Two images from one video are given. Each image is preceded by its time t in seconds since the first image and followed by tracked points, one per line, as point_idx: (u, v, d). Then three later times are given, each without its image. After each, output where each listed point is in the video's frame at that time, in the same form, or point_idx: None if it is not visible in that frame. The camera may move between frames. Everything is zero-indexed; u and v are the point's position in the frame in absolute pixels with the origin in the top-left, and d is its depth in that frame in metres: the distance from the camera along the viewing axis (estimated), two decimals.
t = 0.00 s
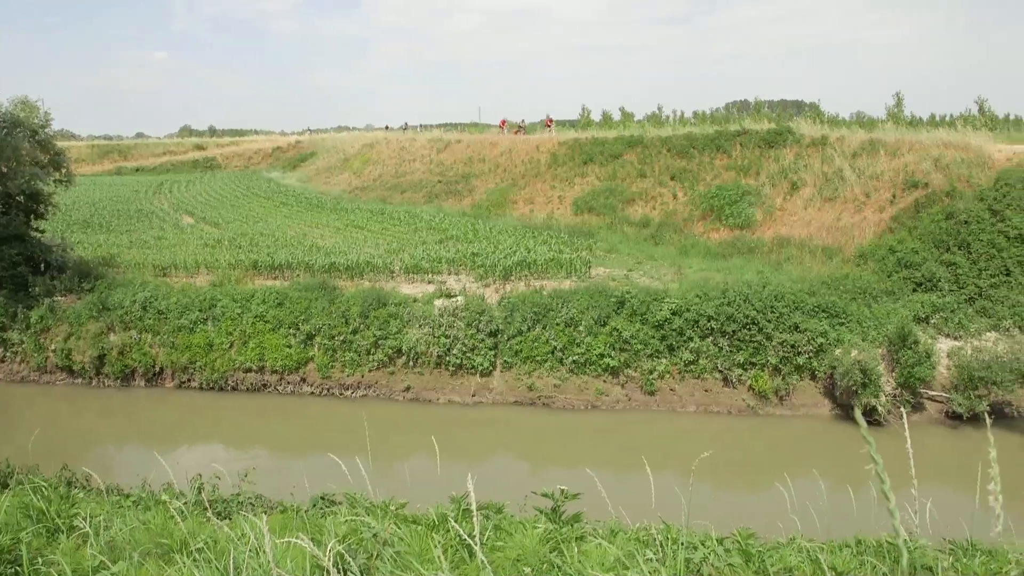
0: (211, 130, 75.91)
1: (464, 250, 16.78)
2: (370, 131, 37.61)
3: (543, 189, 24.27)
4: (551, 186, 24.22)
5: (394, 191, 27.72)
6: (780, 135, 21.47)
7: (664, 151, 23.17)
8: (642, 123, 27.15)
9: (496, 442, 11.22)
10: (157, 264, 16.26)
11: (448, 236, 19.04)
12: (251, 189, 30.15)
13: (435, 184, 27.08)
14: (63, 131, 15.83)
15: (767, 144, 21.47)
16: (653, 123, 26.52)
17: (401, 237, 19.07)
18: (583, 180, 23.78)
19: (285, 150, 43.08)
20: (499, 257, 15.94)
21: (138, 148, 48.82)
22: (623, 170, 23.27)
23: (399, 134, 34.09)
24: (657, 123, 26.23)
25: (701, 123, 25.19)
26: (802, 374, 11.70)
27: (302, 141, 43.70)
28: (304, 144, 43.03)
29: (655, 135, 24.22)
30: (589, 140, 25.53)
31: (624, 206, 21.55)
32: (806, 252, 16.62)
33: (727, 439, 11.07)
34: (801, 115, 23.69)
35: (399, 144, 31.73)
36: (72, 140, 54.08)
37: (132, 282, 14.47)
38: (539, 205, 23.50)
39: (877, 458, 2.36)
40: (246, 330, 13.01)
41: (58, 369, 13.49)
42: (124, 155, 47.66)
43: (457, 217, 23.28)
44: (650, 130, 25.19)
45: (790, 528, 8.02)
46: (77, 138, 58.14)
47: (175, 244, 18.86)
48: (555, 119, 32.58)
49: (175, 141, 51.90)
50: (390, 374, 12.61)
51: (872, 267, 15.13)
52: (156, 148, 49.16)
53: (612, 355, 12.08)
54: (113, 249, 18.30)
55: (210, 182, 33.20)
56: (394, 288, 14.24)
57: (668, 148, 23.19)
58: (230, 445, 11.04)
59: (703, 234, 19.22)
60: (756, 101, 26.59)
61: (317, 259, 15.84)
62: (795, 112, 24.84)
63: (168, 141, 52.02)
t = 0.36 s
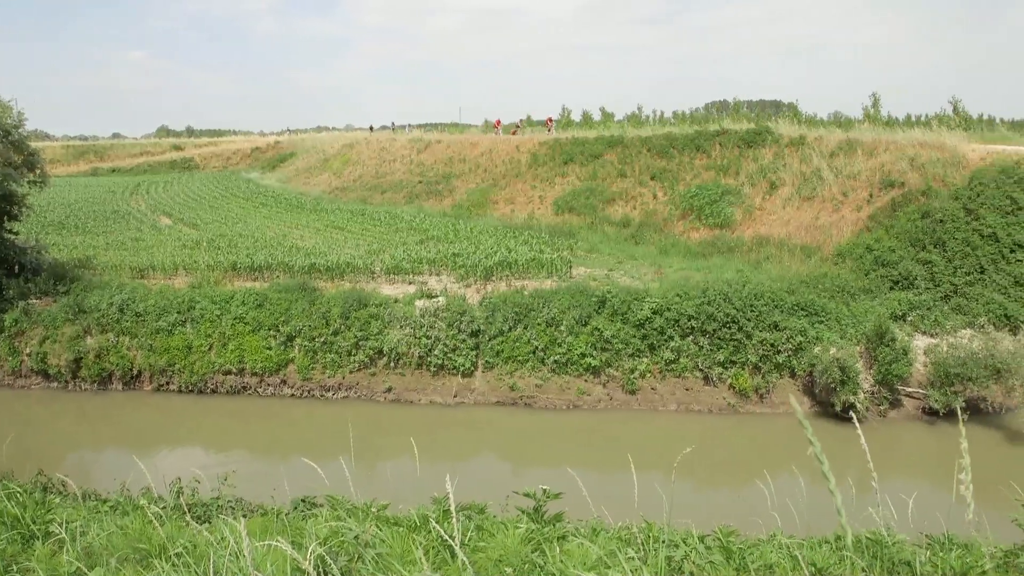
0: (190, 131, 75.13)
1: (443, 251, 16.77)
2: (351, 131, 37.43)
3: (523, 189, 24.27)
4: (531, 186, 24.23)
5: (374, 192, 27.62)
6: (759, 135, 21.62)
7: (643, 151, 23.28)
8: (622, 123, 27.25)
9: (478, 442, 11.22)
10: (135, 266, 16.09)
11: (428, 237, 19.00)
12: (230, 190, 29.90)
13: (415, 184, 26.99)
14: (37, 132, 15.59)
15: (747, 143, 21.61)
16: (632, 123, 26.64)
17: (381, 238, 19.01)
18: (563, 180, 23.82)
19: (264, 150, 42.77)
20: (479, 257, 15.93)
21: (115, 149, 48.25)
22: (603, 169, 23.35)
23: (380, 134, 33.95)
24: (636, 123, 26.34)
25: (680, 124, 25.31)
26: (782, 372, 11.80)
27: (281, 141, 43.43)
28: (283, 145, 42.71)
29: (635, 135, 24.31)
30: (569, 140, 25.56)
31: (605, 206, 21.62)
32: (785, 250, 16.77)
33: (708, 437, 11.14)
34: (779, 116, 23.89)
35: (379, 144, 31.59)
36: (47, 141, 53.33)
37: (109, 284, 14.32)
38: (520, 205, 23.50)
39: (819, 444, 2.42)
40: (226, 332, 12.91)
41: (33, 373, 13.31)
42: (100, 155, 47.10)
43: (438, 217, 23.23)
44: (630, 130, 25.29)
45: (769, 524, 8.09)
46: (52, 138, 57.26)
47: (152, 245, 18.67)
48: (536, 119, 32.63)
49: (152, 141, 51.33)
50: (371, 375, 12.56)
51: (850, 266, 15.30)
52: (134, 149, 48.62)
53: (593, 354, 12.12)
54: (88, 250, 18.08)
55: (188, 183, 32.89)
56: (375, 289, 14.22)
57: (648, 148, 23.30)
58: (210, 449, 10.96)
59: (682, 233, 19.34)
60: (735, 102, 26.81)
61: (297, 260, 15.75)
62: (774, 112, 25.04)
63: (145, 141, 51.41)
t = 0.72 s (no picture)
0: (165, 130, 74.17)
1: (422, 251, 16.74)
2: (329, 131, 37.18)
3: (502, 189, 24.24)
4: (509, 186, 24.21)
5: (352, 192, 27.47)
6: (736, 135, 21.78)
7: (622, 151, 23.38)
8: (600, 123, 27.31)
9: (459, 442, 11.21)
10: (108, 269, 15.88)
11: (407, 237, 18.93)
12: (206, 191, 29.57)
13: (394, 184, 26.85)
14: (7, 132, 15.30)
15: (724, 143, 21.76)
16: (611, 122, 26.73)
17: (359, 239, 18.93)
18: (542, 180, 23.83)
19: (240, 150, 42.33)
20: (458, 257, 15.92)
21: (87, 149, 47.54)
22: (582, 169, 23.40)
23: (358, 134, 33.76)
24: (614, 123, 26.44)
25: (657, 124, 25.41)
26: (760, 370, 11.90)
27: (258, 142, 43.04)
28: (259, 145, 42.30)
29: (613, 135, 24.39)
30: (547, 140, 25.58)
31: (583, 206, 21.67)
32: (762, 249, 16.91)
33: (688, 436, 11.19)
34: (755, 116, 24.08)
35: (357, 144, 31.40)
36: (18, 141, 52.42)
37: (82, 287, 14.14)
38: (499, 205, 23.47)
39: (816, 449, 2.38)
40: (203, 335, 12.82)
41: (5, 378, 13.08)
42: (73, 156, 46.38)
43: (417, 217, 23.14)
44: (608, 130, 25.38)
45: (748, 522, 8.14)
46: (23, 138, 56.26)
47: (126, 247, 18.45)
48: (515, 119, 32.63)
49: (127, 142, 50.66)
50: (350, 377, 12.50)
51: (826, 264, 15.46)
52: (108, 149, 47.93)
53: (573, 354, 12.16)
54: (60, 253, 17.82)
55: (163, 184, 32.48)
56: (354, 290, 14.16)
57: (626, 148, 23.40)
58: (187, 453, 10.83)
59: (661, 232, 19.43)
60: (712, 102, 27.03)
61: (274, 261, 15.63)
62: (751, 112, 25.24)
63: (118, 142, 50.70)
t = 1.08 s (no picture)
0: (139, 130, 73.09)
1: (399, 251, 16.70)
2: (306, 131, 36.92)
3: (479, 189, 24.21)
4: (487, 186, 24.19)
5: (328, 193, 27.30)
6: (712, 135, 21.95)
7: (598, 151, 23.46)
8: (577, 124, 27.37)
9: (437, 442, 11.20)
10: (80, 271, 15.66)
11: (385, 238, 18.85)
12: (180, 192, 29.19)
13: (370, 185, 26.69)
14: None
15: (700, 143, 21.92)
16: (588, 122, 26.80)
17: (336, 239, 18.83)
18: (519, 180, 23.82)
19: (214, 150, 41.80)
20: (435, 258, 15.89)
21: (58, 150, 46.70)
22: (559, 169, 23.44)
23: (335, 134, 33.51)
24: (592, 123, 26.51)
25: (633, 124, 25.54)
26: (737, 368, 12.01)
27: (233, 142, 42.55)
28: (234, 146, 41.83)
29: (589, 135, 24.45)
30: (524, 139, 25.58)
31: (560, 206, 21.71)
32: (739, 248, 17.07)
33: (667, 434, 11.26)
34: (730, 116, 24.26)
35: (333, 145, 31.17)
36: None
37: (53, 290, 13.94)
38: (476, 206, 23.43)
39: (783, 445, 2.37)
40: (177, 337, 12.70)
41: None
42: (43, 157, 45.56)
43: (395, 218, 23.04)
44: (585, 130, 25.44)
45: (726, 519, 8.20)
46: None
47: (98, 249, 18.20)
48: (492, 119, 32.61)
49: (98, 142, 49.84)
50: (328, 379, 12.45)
51: (801, 262, 15.64)
52: (79, 150, 47.15)
53: (551, 354, 12.20)
54: (30, 256, 17.52)
55: (137, 185, 32.02)
56: (331, 291, 14.10)
57: (603, 148, 23.48)
58: (163, 457, 10.72)
59: (638, 232, 19.53)
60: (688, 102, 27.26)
61: (250, 262, 15.50)
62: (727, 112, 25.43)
63: (90, 142, 49.85)
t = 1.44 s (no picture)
0: (112, 131, 71.96)
1: (374, 252, 16.64)
2: (281, 132, 36.59)
3: (455, 189, 24.15)
4: (463, 187, 24.15)
5: (303, 194, 27.02)
6: (687, 135, 22.15)
7: (574, 151, 23.54)
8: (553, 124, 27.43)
9: (414, 443, 11.18)
10: (48, 274, 15.40)
11: (361, 239, 18.74)
12: (152, 193, 28.72)
13: (346, 185, 26.47)
14: None
15: (675, 143, 22.11)
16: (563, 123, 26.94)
17: (311, 241, 18.68)
18: (495, 180, 23.80)
19: (187, 151, 41.17)
20: (411, 258, 15.84)
21: (25, 152, 45.69)
22: (535, 169, 23.46)
23: (311, 134, 33.19)
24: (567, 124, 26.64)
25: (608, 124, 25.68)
26: (712, 367, 12.12)
27: (206, 142, 41.97)
28: (206, 147, 41.28)
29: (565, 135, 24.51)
30: (500, 140, 25.57)
31: (536, 206, 21.73)
32: (713, 247, 17.21)
33: (643, 433, 11.32)
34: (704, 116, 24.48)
35: (308, 146, 30.88)
36: None
37: (21, 294, 13.69)
38: (452, 206, 23.37)
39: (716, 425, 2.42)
40: (150, 341, 12.56)
41: None
42: (9, 158, 44.55)
43: (371, 218, 22.90)
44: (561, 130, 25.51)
45: (702, 516, 8.25)
46: None
47: (67, 252, 17.89)
48: (469, 120, 32.56)
49: (68, 143, 48.86)
50: (304, 381, 12.37)
51: (775, 261, 15.81)
52: (47, 151, 46.21)
53: (528, 354, 12.23)
54: None
55: (108, 187, 31.46)
56: (306, 293, 14.01)
57: (579, 148, 23.56)
58: (135, 463, 10.57)
59: (614, 232, 19.60)
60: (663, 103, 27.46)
61: (224, 264, 15.35)
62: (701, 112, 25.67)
63: (58, 143, 48.83)
